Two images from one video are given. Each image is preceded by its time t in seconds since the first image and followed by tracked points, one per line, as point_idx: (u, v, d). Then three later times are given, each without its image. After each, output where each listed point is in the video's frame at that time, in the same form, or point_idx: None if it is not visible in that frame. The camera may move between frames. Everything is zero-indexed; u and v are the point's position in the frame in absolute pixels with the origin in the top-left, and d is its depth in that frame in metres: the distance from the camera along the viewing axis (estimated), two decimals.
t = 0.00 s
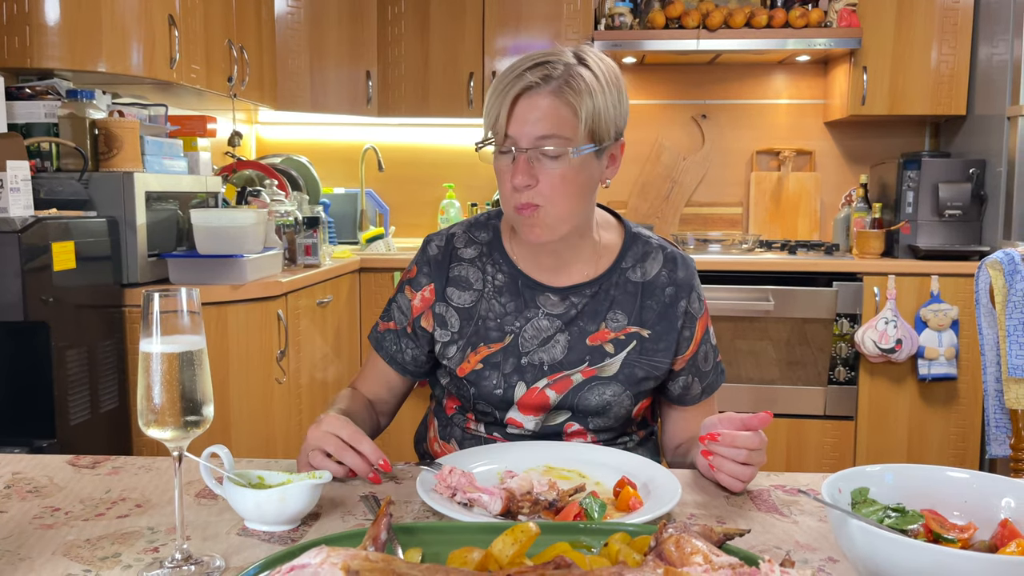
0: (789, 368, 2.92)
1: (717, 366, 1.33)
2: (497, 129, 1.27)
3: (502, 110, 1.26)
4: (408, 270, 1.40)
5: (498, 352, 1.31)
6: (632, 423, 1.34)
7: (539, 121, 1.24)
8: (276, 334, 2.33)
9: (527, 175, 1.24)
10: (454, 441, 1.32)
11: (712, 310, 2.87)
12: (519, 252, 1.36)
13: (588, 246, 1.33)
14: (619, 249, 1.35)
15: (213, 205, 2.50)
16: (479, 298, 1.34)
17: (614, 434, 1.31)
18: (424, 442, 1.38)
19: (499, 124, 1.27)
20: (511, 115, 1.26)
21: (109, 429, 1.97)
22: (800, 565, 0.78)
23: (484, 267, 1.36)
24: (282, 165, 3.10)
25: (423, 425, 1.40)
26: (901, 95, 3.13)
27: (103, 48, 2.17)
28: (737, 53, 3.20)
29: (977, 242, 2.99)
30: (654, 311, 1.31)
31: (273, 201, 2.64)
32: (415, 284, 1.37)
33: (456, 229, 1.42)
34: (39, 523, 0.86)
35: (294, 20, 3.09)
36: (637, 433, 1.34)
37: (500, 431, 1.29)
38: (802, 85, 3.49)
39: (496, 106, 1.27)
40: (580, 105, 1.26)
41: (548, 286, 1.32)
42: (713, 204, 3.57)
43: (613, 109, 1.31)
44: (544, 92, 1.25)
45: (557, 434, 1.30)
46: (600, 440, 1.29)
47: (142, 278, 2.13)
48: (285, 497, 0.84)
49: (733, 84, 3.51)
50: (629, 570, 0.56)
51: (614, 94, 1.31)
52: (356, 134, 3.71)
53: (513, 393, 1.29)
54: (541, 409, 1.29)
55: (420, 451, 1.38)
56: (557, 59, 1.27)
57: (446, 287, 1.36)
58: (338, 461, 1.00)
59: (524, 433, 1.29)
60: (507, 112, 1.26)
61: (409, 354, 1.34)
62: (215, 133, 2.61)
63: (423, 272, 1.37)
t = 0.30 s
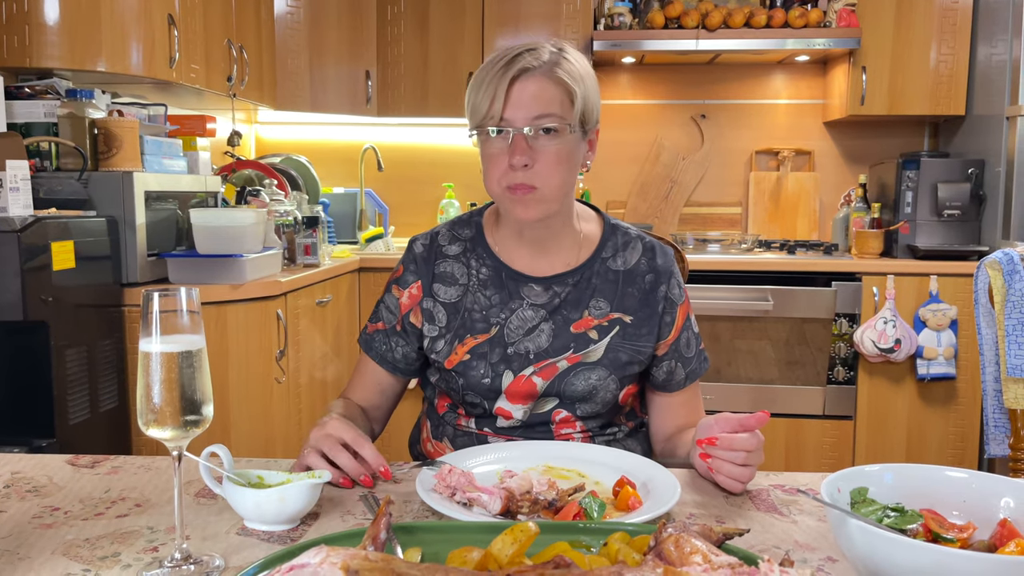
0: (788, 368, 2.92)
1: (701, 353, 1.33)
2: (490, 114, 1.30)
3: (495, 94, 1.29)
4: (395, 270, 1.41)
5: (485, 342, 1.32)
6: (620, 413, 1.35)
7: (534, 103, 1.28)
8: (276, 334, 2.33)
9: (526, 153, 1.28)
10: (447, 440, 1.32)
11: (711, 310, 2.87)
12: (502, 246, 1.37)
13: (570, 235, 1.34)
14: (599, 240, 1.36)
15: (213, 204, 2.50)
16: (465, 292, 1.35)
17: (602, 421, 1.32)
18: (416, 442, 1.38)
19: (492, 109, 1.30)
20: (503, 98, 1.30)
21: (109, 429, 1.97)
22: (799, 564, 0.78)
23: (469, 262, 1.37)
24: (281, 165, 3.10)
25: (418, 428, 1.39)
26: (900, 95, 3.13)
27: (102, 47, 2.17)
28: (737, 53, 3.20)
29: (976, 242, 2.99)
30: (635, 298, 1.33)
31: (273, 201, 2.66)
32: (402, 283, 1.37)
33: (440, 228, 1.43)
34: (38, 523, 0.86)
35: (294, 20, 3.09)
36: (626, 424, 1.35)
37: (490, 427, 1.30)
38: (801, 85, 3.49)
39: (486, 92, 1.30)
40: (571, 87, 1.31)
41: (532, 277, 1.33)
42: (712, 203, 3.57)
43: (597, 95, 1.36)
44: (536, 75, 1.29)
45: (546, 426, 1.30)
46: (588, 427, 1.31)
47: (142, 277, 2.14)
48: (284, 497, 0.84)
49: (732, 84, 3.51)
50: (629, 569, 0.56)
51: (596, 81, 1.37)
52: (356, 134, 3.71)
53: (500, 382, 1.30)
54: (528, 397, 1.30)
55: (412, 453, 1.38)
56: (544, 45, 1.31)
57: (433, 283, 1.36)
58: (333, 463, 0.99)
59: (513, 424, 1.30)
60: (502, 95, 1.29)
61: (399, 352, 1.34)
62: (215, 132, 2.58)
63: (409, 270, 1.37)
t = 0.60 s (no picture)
0: (787, 369, 2.92)
1: (693, 350, 1.34)
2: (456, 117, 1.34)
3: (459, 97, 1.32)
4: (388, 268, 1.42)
5: (478, 339, 1.32)
6: (614, 412, 1.35)
7: (492, 107, 1.30)
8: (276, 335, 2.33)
9: (483, 157, 1.30)
10: (444, 442, 1.31)
11: (710, 311, 2.88)
12: (495, 246, 1.37)
13: (558, 234, 1.36)
14: (590, 239, 1.37)
15: (213, 205, 2.50)
16: (457, 290, 1.35)
17: (595, 418, 1.32)
18: (414, 446, 1.37)
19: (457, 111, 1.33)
20: (467, 102, 1.32)
21: (109, 429, 1.98)
22: (799, 567, 0.78)
23: (461, 260, 1.37)
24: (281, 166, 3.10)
25: (415, 431, 1.38)
26: (900, 96, 3.13)
27: (103, 48, 2.17)
28: (737, 54, 3.21)
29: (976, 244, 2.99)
30: (627, 295, 1.33)
31: (273, 202, 2.66)
32: (395, 280, 1.37)
33: (434, 228, 1.44)
34: (39, 525, 0.86)
35: (294, 20, 3.09)
36: (620, 422, 1.35)
37: (486, 428, 1.30)
38: (801, 86, 3.49)
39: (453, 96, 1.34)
40: (533, 91, 1.31)
41: (523, 275, 1.33)
42: (712, 204, 3.57)
43: (568, 95, 1.36)
44: (498, 79, 1.30)
45: (539, 424, 1.30)
46: (582, 424, 1.31)
47: (142, 278, 2.14)
48: (285, 499, 0.84)
49: (732, 85, 3.51)
50: (630, 572, 0.56)
51: (568, 82, 1.36)
52: (356, 135, 3.71)
53: (493, 378, 1.30)
54: (521, 393, 1.30)
55: (411, 457, 1.37)
56: (514, 49, 1.32)
57: (426, 281, 1.37)
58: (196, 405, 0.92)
59: (507, 422, 1.30)
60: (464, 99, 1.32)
61: (387, 347, 1.34)
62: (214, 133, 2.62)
63: (403, 267, 1.38)
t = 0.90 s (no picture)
0: (787, 370, 2.92)
1: (687, 351, 1.34)
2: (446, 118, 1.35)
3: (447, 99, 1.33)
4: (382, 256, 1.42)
5: (472, 339, 1.32)
6: (610, 411, 1.36)
7: (478, 109, 1.31)
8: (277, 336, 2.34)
9: (469, 158, 1.31)
10: (441, 443, 1.31)
11: (710, 311, 2.88)
12: (488, 244, 1.38)
13: (549, 235, 1.36)
14: (582, 241, 1.37)
15: (214, 205, 2.51)
16: (451, 289, 1.35)
17: (589, 419, 1.32)
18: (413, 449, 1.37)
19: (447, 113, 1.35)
20: (455, 103, 1.33)
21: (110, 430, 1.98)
22: (800, 569, 0.78)
23: (456, 260, 1.38)
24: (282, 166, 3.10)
25: (412, 433, 1.38)
26: (901, 98, 3.13)
27: (104, 48, 2.17)
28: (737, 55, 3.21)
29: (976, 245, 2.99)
30: (620, 296, 1.33)
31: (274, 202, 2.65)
32: (387, 265, 1.38)
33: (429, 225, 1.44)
34: (41, 525, 0.87)
35: (295, 22, 3.09)
36: (615, 422, 1.36)
37: (484, 429, 1.30)
38: (802, 87, 3.49)
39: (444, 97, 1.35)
40: (520, 92, 1.31)
41: (516, 277, 1.33)
42: (712, 205, 3.57)
43: (556, 95, 1.35)
44: (484, 81, 1.31)
45: (533, 425, 1.31)
46: (575, 424, 1.31)
47: (143, 278, 2.14)
48: (286, 500, 0.85)
49: (733, 86, 3.51)
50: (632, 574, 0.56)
51: (556, 82, 1.36)
52: (356, 136, 3.72)
53: (487, 377, 1.30)
54: (514, 393, 1.30)
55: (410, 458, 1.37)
56: (502, 51, 1.33)
57: (418, 276, 1.37)
58: None
59: (502, 422, 1.30)
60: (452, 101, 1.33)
61: (360, 321, 1.33)
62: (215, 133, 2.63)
63: (397, 257, 1.39)
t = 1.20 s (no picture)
0: (788, 371, 2.92)
1: (682, 350, 1.35)
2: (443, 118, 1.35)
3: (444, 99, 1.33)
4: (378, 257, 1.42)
5: (473, 340, 1.32)
6: (609, 411, 1.36)
7: (478, 108, 1.31)
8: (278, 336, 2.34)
9: (469, 159, 1.31)
10: (440, 447, 1.31)
11: (711, 312, 2.88)
12: (485, 245, 1.38)
13: (546, 235, 1.36)
14: (579, 241, 1.37)
15: (215, 206, 2.51)
16: (449, 291, 1.35)
17: (589, 420, 1.33)
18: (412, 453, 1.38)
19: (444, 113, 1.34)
20: (452, 103, 1.33)
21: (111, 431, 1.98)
22: (801, 570, 0.78)
23: (453, 261, 1.38)
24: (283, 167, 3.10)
25: (411, 436, 1.38)
26: (901, 98, 3.13)
27: (105, 49, 2.17)
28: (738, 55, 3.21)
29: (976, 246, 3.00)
30: (618, 296, 1.34)
31: (275, 203, 2.66)
32: (384, 267, 1.38)
33: (426, 226, 1.44)
34: (43, 526, 0.87)
35: (295, 22, 3.09)
36: (615, 421, 1.36)
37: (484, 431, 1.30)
38: (802, 88, 3.50)
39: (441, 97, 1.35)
40: (518, 92, 1.32)
41: (514, 277, 1.33)
42: (713, 206, 3.57)
43: (553, 96, 1.36)
44: (483, 81, 1.31)
45: (534, 427, 1.31)
46: (577, 426, 1.31)
47: (144, 279, 2.14)
48: (287, 500, 0.85)
49: (733, 86, 3.51)
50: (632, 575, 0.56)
51: (553, 82, 1.36)
52: (357, 137, 3.72)
53: (488, 379, 1.30)
54: (516, 396, 1.30)
55: (407, 460, 1.37)
56: (500, 51, 1.33)
57: (416, 278, 1.37)
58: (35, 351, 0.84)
59: (503, 425, 1.30)
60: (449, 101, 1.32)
61: (357, 324, 1.33)
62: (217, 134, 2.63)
63: (393, 259, 1.39)
